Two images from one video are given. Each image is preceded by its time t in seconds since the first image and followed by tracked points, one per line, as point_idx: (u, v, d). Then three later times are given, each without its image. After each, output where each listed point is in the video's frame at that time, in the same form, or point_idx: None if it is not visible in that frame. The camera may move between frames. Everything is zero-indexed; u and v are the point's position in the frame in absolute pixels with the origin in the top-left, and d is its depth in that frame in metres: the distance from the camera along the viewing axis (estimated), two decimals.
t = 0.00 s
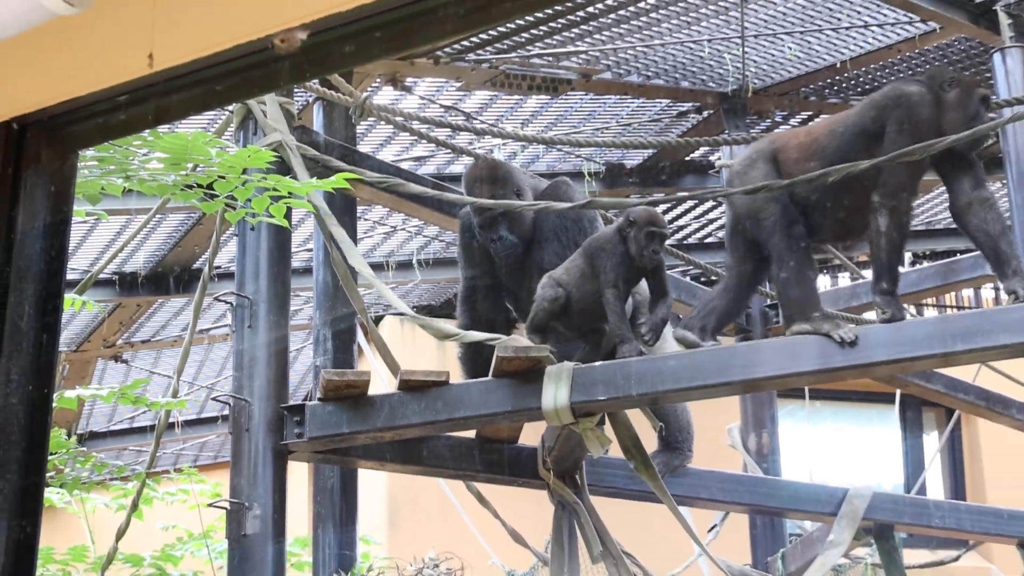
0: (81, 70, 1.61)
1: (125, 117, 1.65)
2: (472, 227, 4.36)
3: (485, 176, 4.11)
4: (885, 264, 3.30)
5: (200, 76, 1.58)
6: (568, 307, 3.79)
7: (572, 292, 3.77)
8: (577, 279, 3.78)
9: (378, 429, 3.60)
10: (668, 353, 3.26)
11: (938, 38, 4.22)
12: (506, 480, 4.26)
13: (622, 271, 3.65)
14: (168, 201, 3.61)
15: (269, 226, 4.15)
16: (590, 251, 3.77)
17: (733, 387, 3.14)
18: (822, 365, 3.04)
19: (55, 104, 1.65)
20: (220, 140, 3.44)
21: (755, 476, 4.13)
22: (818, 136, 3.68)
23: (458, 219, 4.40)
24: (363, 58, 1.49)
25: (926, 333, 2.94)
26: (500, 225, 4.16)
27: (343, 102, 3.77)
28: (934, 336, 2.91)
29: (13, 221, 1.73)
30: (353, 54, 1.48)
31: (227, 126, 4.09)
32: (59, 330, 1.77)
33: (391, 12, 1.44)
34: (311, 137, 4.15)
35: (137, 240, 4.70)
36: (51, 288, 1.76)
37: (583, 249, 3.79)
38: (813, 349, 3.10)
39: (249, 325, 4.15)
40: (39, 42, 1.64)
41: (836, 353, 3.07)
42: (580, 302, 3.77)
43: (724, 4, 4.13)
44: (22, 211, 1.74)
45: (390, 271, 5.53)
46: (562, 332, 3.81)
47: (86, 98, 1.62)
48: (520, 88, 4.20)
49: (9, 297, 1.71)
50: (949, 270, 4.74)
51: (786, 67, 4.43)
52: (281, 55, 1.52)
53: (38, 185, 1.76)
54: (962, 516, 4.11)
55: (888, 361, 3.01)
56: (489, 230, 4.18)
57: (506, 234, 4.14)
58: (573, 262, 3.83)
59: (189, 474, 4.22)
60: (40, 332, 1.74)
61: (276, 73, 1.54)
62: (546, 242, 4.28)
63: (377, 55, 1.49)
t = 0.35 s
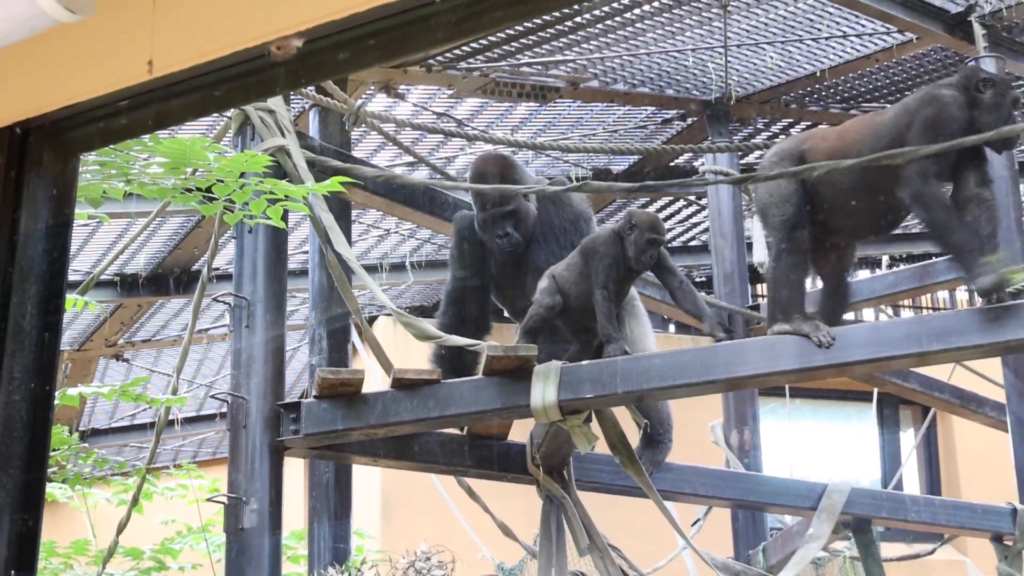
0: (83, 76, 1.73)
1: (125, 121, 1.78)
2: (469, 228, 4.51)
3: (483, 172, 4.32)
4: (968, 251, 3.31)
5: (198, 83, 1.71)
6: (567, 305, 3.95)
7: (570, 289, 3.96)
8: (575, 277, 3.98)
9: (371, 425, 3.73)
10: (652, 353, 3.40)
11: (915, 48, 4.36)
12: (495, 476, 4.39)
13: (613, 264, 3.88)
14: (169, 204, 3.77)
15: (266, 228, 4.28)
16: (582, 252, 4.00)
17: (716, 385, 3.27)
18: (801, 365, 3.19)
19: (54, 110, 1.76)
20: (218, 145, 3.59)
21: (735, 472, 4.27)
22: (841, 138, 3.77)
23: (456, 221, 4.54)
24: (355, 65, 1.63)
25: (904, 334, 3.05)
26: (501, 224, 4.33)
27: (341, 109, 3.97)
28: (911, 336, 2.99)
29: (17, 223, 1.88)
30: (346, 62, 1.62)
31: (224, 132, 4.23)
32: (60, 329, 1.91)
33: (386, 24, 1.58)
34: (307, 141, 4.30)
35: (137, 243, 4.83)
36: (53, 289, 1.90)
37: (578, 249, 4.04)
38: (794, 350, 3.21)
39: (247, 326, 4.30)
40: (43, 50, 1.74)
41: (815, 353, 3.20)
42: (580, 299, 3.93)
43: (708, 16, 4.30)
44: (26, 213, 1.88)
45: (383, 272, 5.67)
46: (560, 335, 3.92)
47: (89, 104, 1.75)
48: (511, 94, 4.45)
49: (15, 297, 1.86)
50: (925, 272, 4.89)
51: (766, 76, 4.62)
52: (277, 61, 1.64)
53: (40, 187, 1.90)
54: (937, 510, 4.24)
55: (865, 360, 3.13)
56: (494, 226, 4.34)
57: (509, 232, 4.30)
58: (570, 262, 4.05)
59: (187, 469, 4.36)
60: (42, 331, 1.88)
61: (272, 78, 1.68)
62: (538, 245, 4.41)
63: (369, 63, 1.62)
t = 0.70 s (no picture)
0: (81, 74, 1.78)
1: (117, 122, 1.82)
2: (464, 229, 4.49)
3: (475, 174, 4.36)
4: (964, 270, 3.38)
5: (189, 84, 1.75)
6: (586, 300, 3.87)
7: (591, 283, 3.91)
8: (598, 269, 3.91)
9: (360, 424, 3.80)
10: (637, 352, 3.47)
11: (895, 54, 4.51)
12: (483, 474, 4.46)
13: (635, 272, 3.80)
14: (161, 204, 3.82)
15: (257, 229, 4.34)
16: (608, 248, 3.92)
17: (701, 385, 3.33)
18: (786, 364, 3.22)
19: (47, 110, 1.82)
20: (210, 147, 3.65)
21: (719, 470, 4.33)
22: (888, 139, 3.57)
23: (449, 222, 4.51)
24: (346, 67, 1.65)
25: (886, 334, 3.11)
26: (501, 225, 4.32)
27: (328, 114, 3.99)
28: (893, 336, 3.05)
29: (10, 223, 1.93)
30: (337, 64, 1.65)
31: (216, 133, 4.27)
32: (52, 327, 1.97)
33: (379, 25, 1.60)
34: (297, 144, 4.36)
35: (129, 243, 4.89)
36: (45, 288, 1.95)
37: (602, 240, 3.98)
38: (776, 350, 3.24)
39: (237, 325, 4.35)
40: (40, 52, 1.79)
41: (797, 353, 3.23)
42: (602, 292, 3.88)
43: (693, 21, 4.39)
44: (18, 213, 1.93)
45: (372, 274, 5.73)
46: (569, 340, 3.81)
47: (81, 103, 1.80)
48: (498, 99, 4.40)
49: (9, 297, 1.91)
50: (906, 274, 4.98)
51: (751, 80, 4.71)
52: (268, 63, 1.68)
53: (33, 188, 1.94)
54: (917, 508, 4.30)
55: (849, 360, 3.17)
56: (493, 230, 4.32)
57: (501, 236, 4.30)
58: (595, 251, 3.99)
59: (179, 467, 4.42)
60: (35, 330, 1.94)
61: (264, 80, 1.71)
62: (535, 244, 4.48)
63: (359, 65, 1.65)
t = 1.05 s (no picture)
0: (76, 73, 1.79)
1: (108, 121, 1.82)
2: (457, 223, 4.47)
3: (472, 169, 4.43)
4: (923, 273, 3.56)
5: (179, 84, 1.75)
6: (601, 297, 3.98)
7: (613, 279, 4.03)
8: (626, 267, 4.03)
9: (350, 422, 3.83)
10: (624, 351, 3.52)
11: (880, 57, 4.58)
12: (471, 472, 4.49)
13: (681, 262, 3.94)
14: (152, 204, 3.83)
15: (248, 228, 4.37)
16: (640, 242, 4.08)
17: (688, 384, 3.39)
18: (772, 364, 3.23)
19: (37, 110, 1.84)
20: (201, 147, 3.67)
21: (706, 468, 4.38)
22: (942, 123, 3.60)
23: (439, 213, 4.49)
24: (336, 67, 1.65)
25: (871, 334, 3.14)
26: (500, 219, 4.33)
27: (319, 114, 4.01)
28: (877, 337, 3.09)
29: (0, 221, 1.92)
30: (327, 63, 1.64)
31: (208, 133, 4.31)
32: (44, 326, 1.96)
33: (371, 25, 1.59)
34: (287, 144, 4.39)
35: (120, 243, 4.91)
36: (37, 286, 1.95)
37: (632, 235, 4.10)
38: (762, 350, 3.27)
39: (228, 324, 4.38)
40: (36, 50, 1.81)
41: (784, 352, 3.24)
42: (623, 292, 4.02)
43: (680, 24, 4.43)
44: (9, 213, 1.92)
45: (362, 273, 5.78)
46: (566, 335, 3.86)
47: (72, 102, 1.80)
48: (487, 100, 4.44)
49: (0, 295, 1.90)
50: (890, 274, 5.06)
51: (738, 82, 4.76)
52: (258, 63, 1.68)
53: (25, 188, 1.94)
54: (902, 506, 4.33)
55: (835, 360, 3.20)
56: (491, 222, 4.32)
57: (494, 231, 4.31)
58: (625, 246, 4.09)
59: (169, 466, 4.45)
60: (26, 327, 1.93)
61: (254, 80, 1.71)
62: (529, 242, 4.52)
63: (349, 64, 1.65)
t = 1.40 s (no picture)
0: (76, 79, 1.90)
1: (105, 125, 1.94)
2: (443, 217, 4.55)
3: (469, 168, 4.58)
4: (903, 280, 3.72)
5: (175, 89, 1.87)
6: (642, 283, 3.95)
7: (654, 266, 3.98)
8: (670, 256, 3.98)
9: (340, 417, 3.97)
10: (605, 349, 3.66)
11: (853, 65, 4.81)
12: (458, 466, 4.63)
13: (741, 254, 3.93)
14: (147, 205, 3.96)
15: (241, 229, 4.51)
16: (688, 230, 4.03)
17: (666, 381, 3.53)
18: (746, 361, 3.38)
19: (36, 113, 1.95)
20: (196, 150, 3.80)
21: (685, 463, 4.52)
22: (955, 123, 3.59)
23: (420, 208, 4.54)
24: (325, 72, 1.77)
25: (843, 333, 3.29)
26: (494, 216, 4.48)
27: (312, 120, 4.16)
28: (849, 336, 3.24)
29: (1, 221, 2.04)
30: (318, 69, 1.76)
31: (203, 137, 4.45)
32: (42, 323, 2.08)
33: (362, 32, 1.71)
34: (280, 148, 4.54)
35: (118, 243, 5.05)
36: (35, 285, 2.07)
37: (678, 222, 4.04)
38: (738, 348, 3.42)
39: (222, 322, 4.51)
40: (39, 56, 1.93)
41: (759, 350, 3.39)
42: (663, 280, 3.99)
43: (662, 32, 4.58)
44: (9, 212, 2.04)
45: (353, 273, 5.93)
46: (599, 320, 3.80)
47: (72, 106, 1.92)
48: (473, 105, 4.65)
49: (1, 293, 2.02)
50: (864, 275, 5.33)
51: (718, 89, 4.93)
52: (252, 69, 1.79)
53: (25, 188, 2.06)
54: (875, 500, 4.47)
55: (808, 358, 3.34)
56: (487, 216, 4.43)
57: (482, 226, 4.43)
58: (671, 234, 4.04)
59: (165, 459, 4.58)
60: (25, 325, 2.05)
61: (247, 85, 1.82)
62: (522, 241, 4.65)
63: (339, 70, 1.76)
